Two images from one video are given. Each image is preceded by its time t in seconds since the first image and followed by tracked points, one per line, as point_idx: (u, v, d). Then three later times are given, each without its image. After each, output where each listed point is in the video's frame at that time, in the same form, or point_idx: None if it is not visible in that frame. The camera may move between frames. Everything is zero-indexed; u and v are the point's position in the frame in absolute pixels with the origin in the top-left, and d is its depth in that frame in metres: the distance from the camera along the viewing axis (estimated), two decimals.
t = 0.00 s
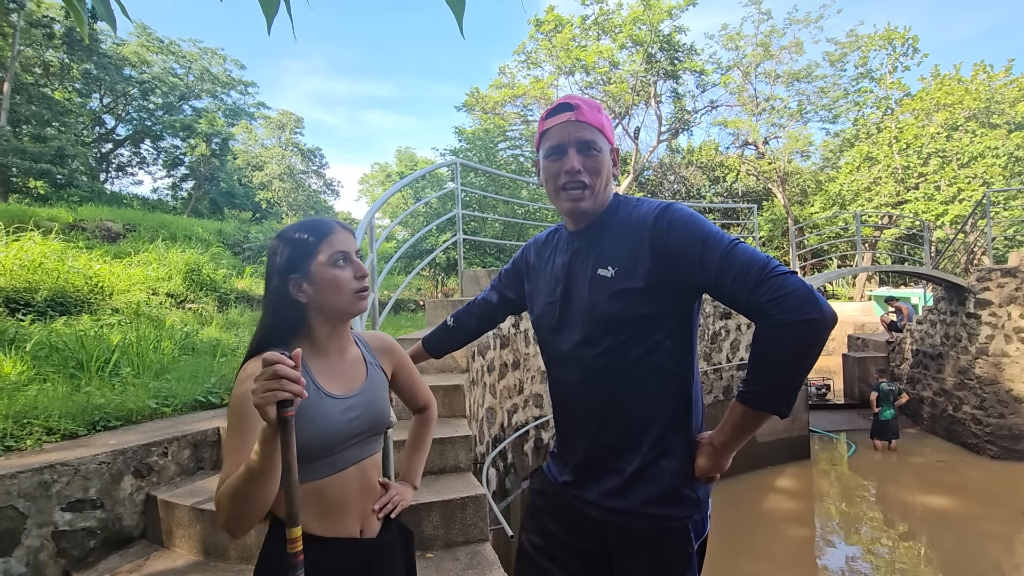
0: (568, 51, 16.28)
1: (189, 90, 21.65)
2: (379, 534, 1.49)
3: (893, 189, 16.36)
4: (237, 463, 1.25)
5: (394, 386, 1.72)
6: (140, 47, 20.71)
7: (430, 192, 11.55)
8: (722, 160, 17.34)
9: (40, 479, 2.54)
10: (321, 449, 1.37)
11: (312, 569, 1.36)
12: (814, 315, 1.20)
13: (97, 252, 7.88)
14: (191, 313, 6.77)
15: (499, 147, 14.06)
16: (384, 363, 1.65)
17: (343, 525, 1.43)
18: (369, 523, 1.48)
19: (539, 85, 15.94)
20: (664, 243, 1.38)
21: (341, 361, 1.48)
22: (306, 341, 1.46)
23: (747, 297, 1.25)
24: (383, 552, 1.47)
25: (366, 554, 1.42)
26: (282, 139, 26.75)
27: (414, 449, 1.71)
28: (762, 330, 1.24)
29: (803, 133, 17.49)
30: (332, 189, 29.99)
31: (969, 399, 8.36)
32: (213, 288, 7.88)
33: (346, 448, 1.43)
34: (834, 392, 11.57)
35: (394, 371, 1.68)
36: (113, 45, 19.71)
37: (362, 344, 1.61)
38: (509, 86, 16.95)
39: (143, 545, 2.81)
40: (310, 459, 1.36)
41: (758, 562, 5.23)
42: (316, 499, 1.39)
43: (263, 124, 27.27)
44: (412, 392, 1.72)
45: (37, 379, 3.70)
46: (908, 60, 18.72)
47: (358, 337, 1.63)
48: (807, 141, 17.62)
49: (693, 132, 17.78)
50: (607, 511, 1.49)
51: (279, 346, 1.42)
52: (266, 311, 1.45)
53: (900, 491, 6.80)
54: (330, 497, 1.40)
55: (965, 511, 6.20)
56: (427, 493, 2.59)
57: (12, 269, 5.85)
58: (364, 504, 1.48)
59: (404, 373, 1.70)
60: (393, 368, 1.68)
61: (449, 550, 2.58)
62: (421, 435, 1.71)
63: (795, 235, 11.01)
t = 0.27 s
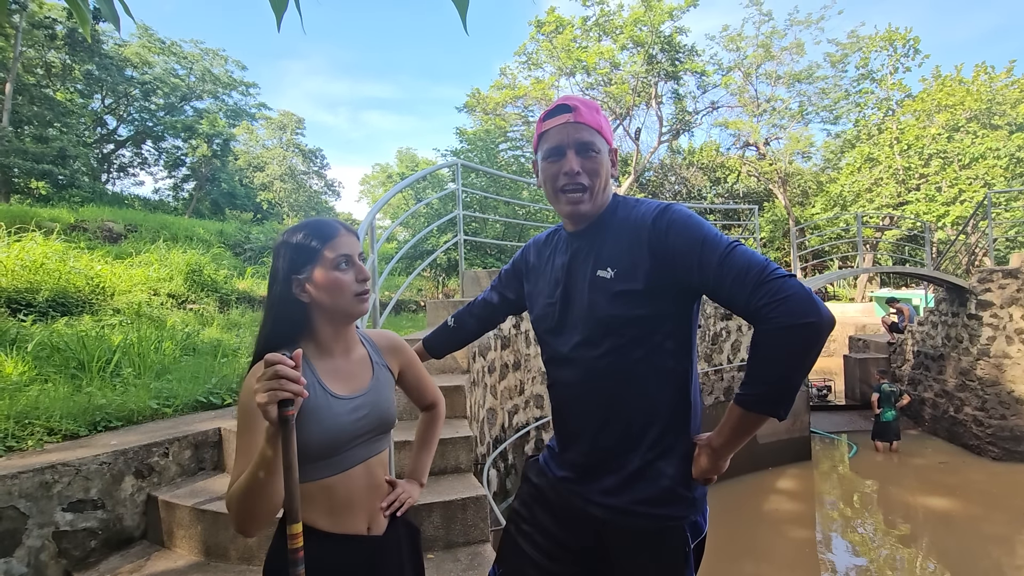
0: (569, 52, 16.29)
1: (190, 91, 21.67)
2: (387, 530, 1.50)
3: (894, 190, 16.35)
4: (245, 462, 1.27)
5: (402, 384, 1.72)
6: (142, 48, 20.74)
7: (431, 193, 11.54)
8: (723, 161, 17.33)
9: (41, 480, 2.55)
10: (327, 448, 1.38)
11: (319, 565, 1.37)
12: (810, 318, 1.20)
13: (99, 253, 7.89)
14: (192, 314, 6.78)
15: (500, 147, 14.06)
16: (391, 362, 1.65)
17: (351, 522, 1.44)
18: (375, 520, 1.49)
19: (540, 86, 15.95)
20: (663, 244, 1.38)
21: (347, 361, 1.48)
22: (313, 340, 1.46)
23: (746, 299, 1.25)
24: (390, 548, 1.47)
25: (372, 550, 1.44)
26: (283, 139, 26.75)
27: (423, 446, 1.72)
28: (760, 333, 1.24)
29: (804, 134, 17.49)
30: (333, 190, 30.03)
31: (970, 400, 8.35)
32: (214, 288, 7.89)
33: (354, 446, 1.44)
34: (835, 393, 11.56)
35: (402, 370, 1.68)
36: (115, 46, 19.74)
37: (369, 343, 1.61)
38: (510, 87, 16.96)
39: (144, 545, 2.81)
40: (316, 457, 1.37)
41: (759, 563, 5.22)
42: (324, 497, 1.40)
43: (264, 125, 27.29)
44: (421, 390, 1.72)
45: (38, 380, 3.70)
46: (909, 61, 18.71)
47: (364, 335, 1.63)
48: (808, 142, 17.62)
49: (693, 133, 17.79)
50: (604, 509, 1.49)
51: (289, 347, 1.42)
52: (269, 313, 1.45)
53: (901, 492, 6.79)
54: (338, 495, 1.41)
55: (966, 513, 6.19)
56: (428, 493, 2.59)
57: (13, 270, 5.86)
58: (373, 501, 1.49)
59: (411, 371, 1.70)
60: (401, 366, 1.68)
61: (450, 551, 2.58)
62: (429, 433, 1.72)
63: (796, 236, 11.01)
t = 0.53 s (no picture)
0: (569, 53, 16.30)
1: (191, 92, 21.67)
2: (392, 526, 1.51)
3: (895, 191, 16.35)
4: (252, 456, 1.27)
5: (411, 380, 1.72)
6: (143, 49, 20.76)
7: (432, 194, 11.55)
8: (723, 162, 17.32)
9: (42, 480, 2.55)
10: (333, 443, 1.38)
11: (325, 559, 1.38)
12: (793, 324, 1.19)
13: (100, 253, 7.89)
14: (192, 314, 6.78)
15: (501, 149, 14.05)
16: (399, 359, 1.65)
17: (357, 519, 1.44)
18: (380, 516, 1.49)
19: (540, 87, 15.95)
20: (655, 247, 1.39)
21: (354, 358, 1.49)
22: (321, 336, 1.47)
23: (732, 302, 1.26)
24: (393, 544, 1.48)
25: (377, 546, 1.44)
26: (283, 141, 26.77)
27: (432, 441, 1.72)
28: (744, 337, 1.24)
29: (805, 135, 17.50)
30: (334, 191, 30.06)
31: (971, 402, 8.34)
32: (215, 289, 7.89)
33: (361, 441, 1.44)
34: (836, 394, 11.55)
35: (410, 366, 1.68)
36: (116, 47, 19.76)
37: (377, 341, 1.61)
38: (511, 89, 16.96)
39: (144, 545, 2.80)
40: (322, 453, 1.37)
41: (760, 565, 5.22)
42: (331, 493, 1.40)
43: (265, 126, 27.30)
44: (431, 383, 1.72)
45: (39, 380, 3.71)
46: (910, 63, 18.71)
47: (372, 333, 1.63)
48: (808, 144, 17.64)
49: (694, 135, 17.80)
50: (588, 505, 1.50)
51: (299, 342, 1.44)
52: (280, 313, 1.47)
53: (902, 494, 6.78)
54: (344, 491, 1.41)
55: (967, 515, 6.18)
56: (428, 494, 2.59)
57: (14, 270, 5.87)
58: (378, 498, 1.49)
59: (420, 366, 1.71)
60: (409, 362, 1.68)
61: (450, 552, 2.58)
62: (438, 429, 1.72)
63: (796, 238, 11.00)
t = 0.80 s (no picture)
0: (570, 55, 16.32)
1: (192, 93, 21.70)
2: (395, 523, 1.53)
3: (896, 194, 16.34)
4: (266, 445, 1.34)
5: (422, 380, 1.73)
6: (144, 50, 20.79)
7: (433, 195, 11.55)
8: (724, 164, 17.29)
9: (42, 480, 2.55)
10: (341, 437, 1.44)
11: (328, 551, 1.43)
12: (771, 332, 1.24)
13: (101, 254, 7.89)
14: (193, 315, 6.78)
15: (502, 150, 14.05)
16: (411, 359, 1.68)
17: (359, 515, 1.48)
18: (384, 512, 1.52)
19: (542, 89, 15.94)
20: (641, 253, 1.40)
21: (370, 356, 1.55)
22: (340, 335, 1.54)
23: (713, 309, 1.29)
24: (397, 545, 1.50)
25: (381, 543, 1.47)
26: (285, 142, 26.80)
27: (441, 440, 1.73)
28: (724, 342, 1.28)
29: (806, 137, 17.52)
30: (335, 193, 30.08)
31: (973, 405, 8.32)
32: (215, 290, 7.88)
33: (366, 437, 1.48)
34: (837, 397, 11.53)
35: (423, 366, 1.71)
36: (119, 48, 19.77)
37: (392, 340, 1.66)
38: (512, 90, 16.96)
39: (145, 546, 2.80)
40: (329, 446, 1.44)
41: (760, 567, 5.21)
42: (336, 486, 1.45)
43: (266, 128, 27.32)
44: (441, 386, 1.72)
45: (40, 380, 3.71)
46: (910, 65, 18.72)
47: (387, 333, 1.68)
48: (809, 146, 17.64)
49: (695, 137, 17.80)
50: (572, 499, 1.51)
51: (319, 336, 1.54)
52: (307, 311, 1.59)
53: (903, 497, 6.77)
54: (348, 486, 1.46)
55: (969, 518, 6.16)
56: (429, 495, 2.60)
57: (15, 271, 5.87)
58: (382, 494, 1.52)
59: (432, 366, 1.72)
60: (422, 361, 1.70)
61: (451, 553, 2.58)
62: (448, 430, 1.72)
63: (797, 240, 10.99)
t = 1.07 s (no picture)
0: (572, 57, 16.33)
1: (194, 94, 21.74)
2: (403, 524, 1.52)
3: (897, 197, 16.33)
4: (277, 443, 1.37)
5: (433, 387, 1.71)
6: (146, 52, 20.82)
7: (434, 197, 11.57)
8: (725, 167, 17.28)
9: (42, 481, 2.54)
10: (349, 439, 1.46)
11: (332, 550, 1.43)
12: (746, 336, 1.31)
13: (102, 255, 7.91)
14: (193, 317, 6.78)
15: (502, 152, 14.05)
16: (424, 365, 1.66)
17: (365, 514, 1.48)
18: (391, 512, 1.52)
19: (542, 91, 15.95)
20: (625, 261, 1.43)
21: (382, 363, 1.56)
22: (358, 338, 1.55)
23: (691, 315, 1.35)
24: (402, 545, 1.49)
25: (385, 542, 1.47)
26: (286, 143, 26.83)
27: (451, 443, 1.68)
28: (704, 345, 1.34)
29: (806, 140, 17.52)
30: (336, 194, 30.10)
31: (974, 408, 8.31)
32: (216, 291, 7.88)
33: (374, 441, 1.50)
34: (837, 400, 11.52)
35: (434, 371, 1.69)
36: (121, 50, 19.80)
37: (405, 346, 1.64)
38: (513, 92, 16.99)
39: (145, 548, 2.80)
40: (338, 447, 1.46)
41: (761, 570, 5.20)
42: (343, 487, 1.47)
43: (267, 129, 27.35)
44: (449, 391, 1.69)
45: (41, 381, 3.71)
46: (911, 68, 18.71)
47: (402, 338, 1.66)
48: (810, 149, 17.64)
49: (695, 139, 17.80)
50: (563, 491, 1.53)
51: (338, 337, 1.56)
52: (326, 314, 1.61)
53: (904, 500, 6.76)
54: (355, 486, 1.47)
55: (970, 522, 6.15)
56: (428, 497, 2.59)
57: (17, 272, 5.87)
58: (390, 495, 1.52)
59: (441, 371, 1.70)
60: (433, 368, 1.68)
61: (450, 556, 2.58)
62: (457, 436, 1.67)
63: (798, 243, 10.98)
